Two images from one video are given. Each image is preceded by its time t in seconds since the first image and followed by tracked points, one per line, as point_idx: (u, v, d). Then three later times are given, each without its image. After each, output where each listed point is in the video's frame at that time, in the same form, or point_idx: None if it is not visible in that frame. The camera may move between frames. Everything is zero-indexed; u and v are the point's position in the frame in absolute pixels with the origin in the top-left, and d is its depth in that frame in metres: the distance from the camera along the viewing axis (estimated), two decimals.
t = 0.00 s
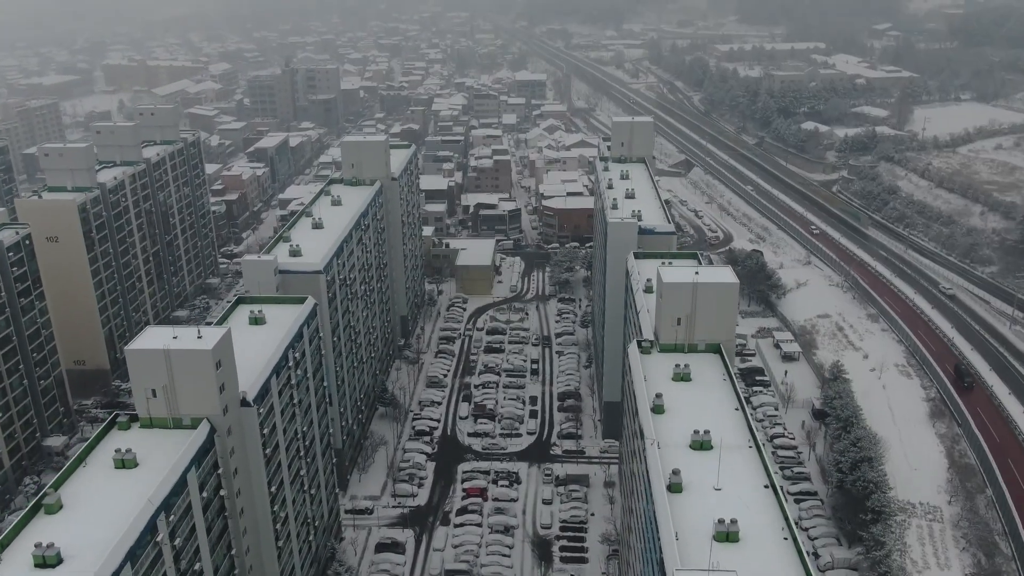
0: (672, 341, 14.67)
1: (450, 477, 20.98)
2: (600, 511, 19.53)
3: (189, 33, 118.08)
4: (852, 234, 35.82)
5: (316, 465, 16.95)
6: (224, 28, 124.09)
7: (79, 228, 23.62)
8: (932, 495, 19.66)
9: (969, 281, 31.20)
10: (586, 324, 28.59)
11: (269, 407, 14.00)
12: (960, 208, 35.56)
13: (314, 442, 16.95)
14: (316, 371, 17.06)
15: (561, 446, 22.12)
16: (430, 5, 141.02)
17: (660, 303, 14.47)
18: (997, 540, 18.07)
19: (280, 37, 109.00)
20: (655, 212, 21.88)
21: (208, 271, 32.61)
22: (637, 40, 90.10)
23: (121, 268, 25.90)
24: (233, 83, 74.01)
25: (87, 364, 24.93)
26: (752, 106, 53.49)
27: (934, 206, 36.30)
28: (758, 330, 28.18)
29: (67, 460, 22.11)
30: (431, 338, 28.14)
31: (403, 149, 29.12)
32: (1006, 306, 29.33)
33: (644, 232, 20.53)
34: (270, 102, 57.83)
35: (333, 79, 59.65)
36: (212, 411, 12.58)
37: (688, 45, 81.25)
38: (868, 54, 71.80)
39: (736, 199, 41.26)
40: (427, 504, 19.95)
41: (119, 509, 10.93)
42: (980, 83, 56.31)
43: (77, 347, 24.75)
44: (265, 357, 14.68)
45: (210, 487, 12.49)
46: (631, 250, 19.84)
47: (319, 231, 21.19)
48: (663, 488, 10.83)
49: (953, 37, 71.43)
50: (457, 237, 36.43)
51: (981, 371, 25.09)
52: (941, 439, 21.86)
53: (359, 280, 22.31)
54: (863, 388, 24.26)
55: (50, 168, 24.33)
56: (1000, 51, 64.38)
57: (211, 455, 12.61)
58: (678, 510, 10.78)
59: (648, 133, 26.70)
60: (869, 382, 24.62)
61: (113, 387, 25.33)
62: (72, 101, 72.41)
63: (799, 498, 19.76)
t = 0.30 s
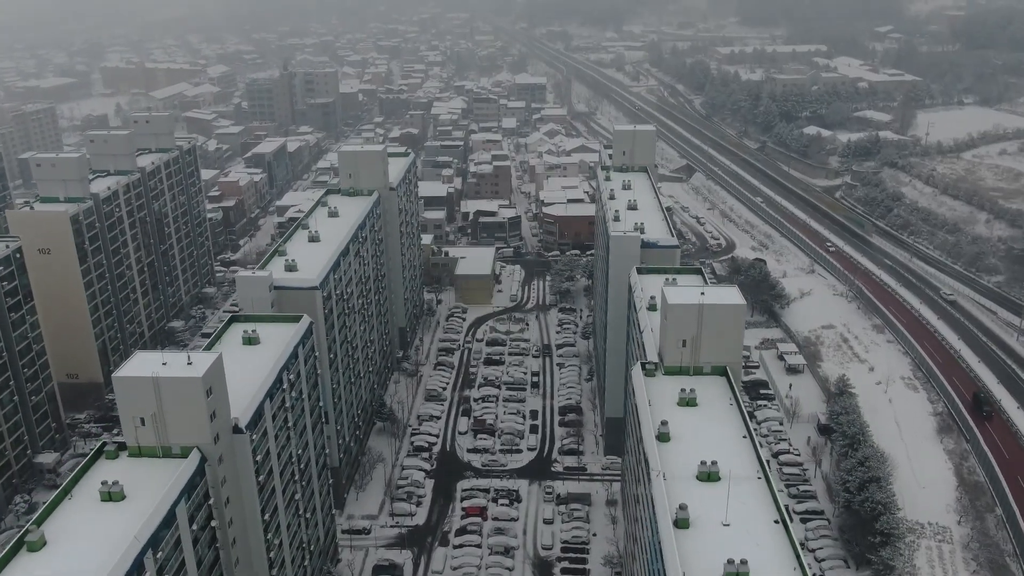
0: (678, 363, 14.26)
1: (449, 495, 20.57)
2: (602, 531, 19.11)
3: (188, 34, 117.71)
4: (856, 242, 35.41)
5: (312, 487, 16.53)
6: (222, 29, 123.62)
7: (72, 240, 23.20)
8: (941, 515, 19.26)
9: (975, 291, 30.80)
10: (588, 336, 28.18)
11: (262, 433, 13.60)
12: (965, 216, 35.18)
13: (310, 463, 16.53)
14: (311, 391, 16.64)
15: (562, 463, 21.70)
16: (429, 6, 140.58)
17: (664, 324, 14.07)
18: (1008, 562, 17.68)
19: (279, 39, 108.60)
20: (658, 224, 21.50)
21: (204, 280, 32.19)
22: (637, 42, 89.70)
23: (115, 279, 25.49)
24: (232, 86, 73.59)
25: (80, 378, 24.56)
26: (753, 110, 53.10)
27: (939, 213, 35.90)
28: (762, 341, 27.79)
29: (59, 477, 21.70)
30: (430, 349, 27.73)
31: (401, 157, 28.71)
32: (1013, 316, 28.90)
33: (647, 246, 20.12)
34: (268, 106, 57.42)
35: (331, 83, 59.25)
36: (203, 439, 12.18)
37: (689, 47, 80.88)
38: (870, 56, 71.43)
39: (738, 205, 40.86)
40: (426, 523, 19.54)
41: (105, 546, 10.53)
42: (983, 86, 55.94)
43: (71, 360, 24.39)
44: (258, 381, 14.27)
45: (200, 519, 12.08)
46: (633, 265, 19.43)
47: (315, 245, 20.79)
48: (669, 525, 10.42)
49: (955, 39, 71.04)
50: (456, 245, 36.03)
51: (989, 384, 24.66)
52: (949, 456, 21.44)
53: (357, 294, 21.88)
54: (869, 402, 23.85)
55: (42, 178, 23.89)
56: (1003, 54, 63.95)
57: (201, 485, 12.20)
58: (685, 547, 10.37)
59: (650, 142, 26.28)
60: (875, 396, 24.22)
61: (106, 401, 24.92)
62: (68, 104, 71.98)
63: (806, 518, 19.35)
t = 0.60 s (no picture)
0: (683, 388, 13.86)
1: (448, 515, 20.17)
2: (604, 552, 18.70)
3: (186, 36, 117.30)
4: (860, 250, 35.01)
5: (307, 510, 16.12)
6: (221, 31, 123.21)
7: (65, 252, 22.78)
8: (950, 536, 18.85)
9: (981, 300, 30.39)
10: (589, 348, 27.77)
11: (254, 460, 13.18)
12: (970, 223, 34.79)
13: (305, 486, 16.12)
14: (306, 412, 16.22)
15: (563, 480, 21.29)
16: (429, 6, 140.11)
17: (669, 347, 13.67)
18: None
19: (278, 41, 108.21)
20: (661, 237, 21.10)
21: (200, 290, 31.77)
22: (637, 44, 89.34)
23: (109, 291, 25.06)
24: (230, 89, 73.17)
25: (74, 392, 24.22)
26: (755, 114, 52.71)
27: (944, 221, 35.53)
28: (766, 352, 27.40)
29: (50, 494, 21.27)
30: (429, 361, 27.33)
31: (400, 166, 28.27)
32: (1021, 327, 28.49)
33: (650, 261, 19.71)
34: (266, 110, 57.04)
35: (330, 86, 58.82)
36: (193, 471, 11.76)
37: (689, 50, 80.55)
38: (871, 58, 71.07)
39: (741, 212, 40.45)
40: (424, 544, 19.14)
41: None
42: (986, 90, 55.55)
43: (64, 374, 24.04)
44: (251, 406, 13.86)
45: (190, 553, 11.66)
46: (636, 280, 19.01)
47: (312, 259, 20.36)
48: (677, 564, 10.01)
49: (957, 42, 70.68)
50: (455, 253, 35.63)
51: (997, 398, 24.23)
52: (958, 473, 21.03)
53: (354, 308, 21.47)
54: (875, 417, 23.44)
55: (34, 190, 23.43)
56: (1006, 57, 63.57)
57: (191, 517, 11.78)
58: None
59: (653, 151, 25.86)
60: (881, 410, 23.83)
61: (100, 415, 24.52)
62: (65, 107, 71.54)
63: (812, 538, 18.92)
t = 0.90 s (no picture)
0: (688, 413, 13.46)
1: (446, 534, 19.72)
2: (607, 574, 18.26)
3: (185, 37, 116.87)
4: (864, 259, 34.60)
5: (302, 535, 15.68)
6: (220, 32, 122.76)
7: (56, 264, 22.33)
8: (960, 557, 18.42)
9: (987, 310, 29.97)
10: (590, 360, 27.35)
11: (246, 490, 12.77)
12: (976, 231, 34.38)
13: (300, 510, 15.68)
14: (301, 434, 15.79)
15: (564, 498, 20.87)
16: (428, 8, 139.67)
17: (675, 372, 13.25)
18: None
19: (277, 42, 107.82)
20: (664, 250, 20.71)
21: (196, 299, 31.32)
22: (637, 46, 88.91)
23: (103, 304, 24.63)
24: (229, 91, 72.79)
25: (66, 407, 23.78)
26: (757, 119, 52.30)
27: (949, 229, 35.10)
28: (770, 364, 26.96)
29: (40, 513, 20.81)
30: (428, 373, 26.91)
31: (398, 175, 27.83)
32: None
33: (653, 276, 19.28)
34: (264, 114, 56.61)
35: (329, 90, 58.38)
36: (182, 504, 11.33)
37: (690, 52, 80.17)
38: (873, 61, 70.64)
39: (743, 218, 40.04)
40: (422, 566, 18.70)
41: None
42: (990, 94, 55.14)
43: (56, 388, 23.60)
44: (242, 432, 13.44)
45: None
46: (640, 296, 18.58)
47: (308, 273, 19.94)
48: None
49: (959, 45, 70.28)
50: (455, 262, 35.20)
51: (1005, 412, 23.78)
52: (967, 491, 20.61)
53: (351, 322, 21.04)
54: (882, 432, 23.02)
55: (25, 201, 22.97)
56: (1009, 60, 63.18)
57: (180, 553, 11.35)
58: None
59: (656, 160, 25.41)
60: (887, 425, 23.42)
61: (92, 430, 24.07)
62: (63, 110, 71.09)
63: (818, 559, 18.50)
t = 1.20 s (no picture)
0: (694, 440, 13.03)
1: (445, 555, 19.29)
2: None
3: (183, 39, 116.43)
4: (868, 267, 34.16)
5: (296, 561, 15.26)
6: (218, 34, 122.38)
7: (47, 277, 21.90)
8: None
9: (994, 321, 29.54)
10: (591, 373, 26.90)
11: (238, 522, 12.35)
12: (981, 240, 33.97)
13: (294, 536, 15.25)
14: (295, 458, 15.38)
15: (565, 517, 20.45)
16: (428, 8, 139.16)
17: (682, 398, 12.83)
18: None
19: (275, 44, 107.36)
20: (669, 264, 20.29)
21: (192, 309, 30.91)
22: (638, 49, 88.49)
23: (95, 317, 24.19)
24: (227, 95, 72.34)
25: (57, 423, 23.35)
26: (759, 123, 51.83)
27: (954, 237, 34.66)
28: (774, 377, 26.54)
29: (30, 533, 20.39)
30: (426, 386, 26.48)
31: (396, 184, 27.38)
32: None
33: (656, 292, 18.84)
34: (262, 118, 56.19)
35: (327, 94, 57.94)
36: (169, 540, 10.91)
37: (691, 54, 79.76)
38: (875, 64, 70.21)
39: (745, 225, 39.61)
40: None
41: None
42: (993, 98, 54.71)
43: (47, 403, 23.17)
44: (234, 461, 13.02)
45: None
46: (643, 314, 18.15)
47: (303, 289, 19.50)
48: None
49: (961, 48, 69.86)
50: (454, 271, 34.75)
51: (1014, 426, 23.33)
52: (976, 510, 20.18)
53: (347, 338, 20.59)
54: (889, 449, 22.60)
55: (15, 213, 22.53)
56: (1012, 64, 62.77)
57: None
58: None
59: (658, 171, 24.97)
60: (894, 441, 23.01)
61: (84, 445, 23.63)
62: (60, 113, 70.66)
63: None
